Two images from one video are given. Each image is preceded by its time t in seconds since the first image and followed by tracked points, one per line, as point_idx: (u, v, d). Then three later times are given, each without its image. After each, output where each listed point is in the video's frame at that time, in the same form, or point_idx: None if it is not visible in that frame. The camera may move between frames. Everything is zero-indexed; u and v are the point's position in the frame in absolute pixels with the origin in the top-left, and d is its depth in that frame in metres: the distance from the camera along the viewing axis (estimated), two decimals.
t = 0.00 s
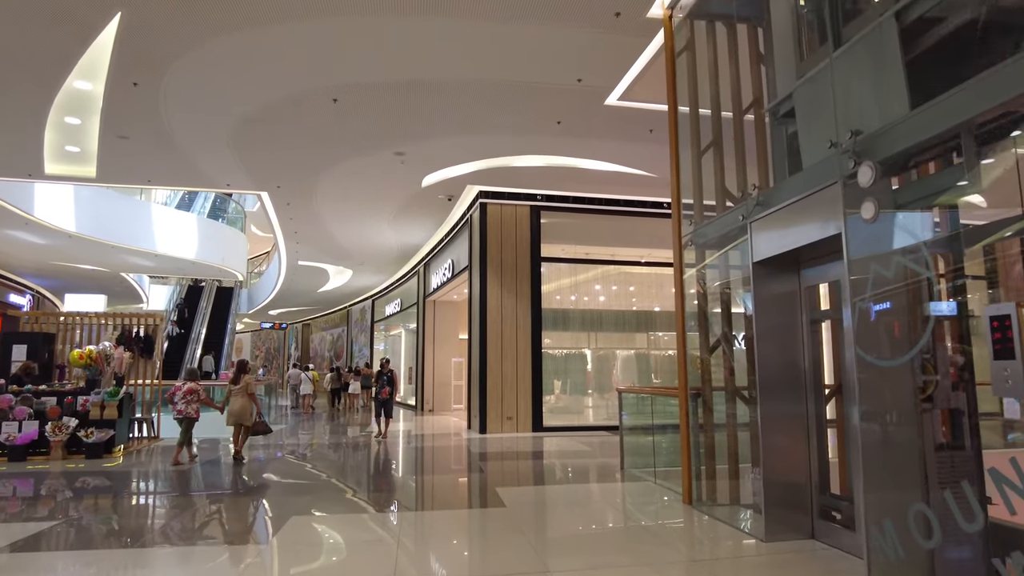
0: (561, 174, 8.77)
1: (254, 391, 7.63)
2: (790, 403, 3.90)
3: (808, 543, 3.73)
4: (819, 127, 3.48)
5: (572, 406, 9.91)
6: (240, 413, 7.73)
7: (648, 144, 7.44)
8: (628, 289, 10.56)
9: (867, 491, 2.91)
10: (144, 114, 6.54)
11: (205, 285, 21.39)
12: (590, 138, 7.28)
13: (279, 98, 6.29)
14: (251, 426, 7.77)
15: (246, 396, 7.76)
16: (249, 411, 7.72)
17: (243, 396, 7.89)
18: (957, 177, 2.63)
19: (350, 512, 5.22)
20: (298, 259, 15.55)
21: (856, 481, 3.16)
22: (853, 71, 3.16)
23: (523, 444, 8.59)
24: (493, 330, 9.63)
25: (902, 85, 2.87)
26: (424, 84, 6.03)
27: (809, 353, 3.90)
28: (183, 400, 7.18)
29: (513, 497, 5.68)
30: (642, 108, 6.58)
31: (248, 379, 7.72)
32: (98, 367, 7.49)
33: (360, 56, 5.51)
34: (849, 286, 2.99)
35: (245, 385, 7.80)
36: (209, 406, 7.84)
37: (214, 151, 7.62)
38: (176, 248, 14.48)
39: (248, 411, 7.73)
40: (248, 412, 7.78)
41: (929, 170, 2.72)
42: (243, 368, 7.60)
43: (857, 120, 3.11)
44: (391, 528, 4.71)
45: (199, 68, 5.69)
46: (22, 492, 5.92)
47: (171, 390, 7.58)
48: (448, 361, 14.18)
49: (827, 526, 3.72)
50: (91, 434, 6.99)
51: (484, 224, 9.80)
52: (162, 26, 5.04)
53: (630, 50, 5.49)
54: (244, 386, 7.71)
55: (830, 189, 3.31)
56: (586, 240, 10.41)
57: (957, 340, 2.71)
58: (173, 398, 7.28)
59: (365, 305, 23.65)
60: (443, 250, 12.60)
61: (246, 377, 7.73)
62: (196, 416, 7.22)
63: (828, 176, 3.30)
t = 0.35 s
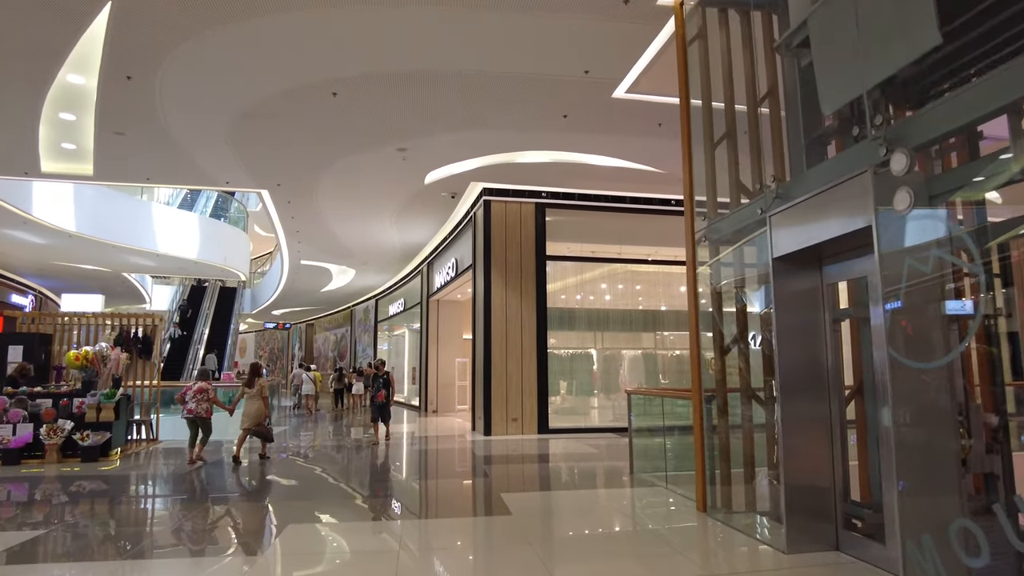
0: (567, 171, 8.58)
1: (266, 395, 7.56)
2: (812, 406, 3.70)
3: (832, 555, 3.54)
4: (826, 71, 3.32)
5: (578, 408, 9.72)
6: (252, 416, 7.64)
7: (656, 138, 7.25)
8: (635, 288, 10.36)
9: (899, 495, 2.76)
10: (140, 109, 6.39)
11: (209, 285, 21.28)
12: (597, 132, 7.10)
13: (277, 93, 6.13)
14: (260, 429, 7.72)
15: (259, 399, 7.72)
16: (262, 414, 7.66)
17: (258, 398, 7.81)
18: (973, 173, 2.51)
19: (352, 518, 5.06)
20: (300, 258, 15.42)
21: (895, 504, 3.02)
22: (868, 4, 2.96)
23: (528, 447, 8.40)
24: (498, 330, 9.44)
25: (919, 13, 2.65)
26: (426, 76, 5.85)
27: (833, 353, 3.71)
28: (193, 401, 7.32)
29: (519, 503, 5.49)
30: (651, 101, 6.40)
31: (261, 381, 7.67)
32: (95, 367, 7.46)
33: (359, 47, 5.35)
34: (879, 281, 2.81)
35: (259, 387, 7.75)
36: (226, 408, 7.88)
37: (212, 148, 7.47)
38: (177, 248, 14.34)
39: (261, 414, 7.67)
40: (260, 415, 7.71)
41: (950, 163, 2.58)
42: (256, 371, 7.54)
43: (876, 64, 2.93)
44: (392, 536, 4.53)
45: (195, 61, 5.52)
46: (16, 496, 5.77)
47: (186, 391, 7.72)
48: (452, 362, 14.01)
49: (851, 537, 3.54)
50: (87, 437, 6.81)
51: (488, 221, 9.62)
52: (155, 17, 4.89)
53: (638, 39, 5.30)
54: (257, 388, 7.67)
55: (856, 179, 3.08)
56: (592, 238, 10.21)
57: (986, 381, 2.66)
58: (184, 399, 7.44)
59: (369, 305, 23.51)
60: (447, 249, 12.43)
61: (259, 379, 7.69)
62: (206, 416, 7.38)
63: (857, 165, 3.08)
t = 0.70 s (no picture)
0: (580, 166, 8.40)
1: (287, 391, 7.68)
2: (847, 407, 3.50)
3: (871, 567, 3.33)
4: None
5: (589, 408, 9.52)
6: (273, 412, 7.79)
7: (671, 131, 7.06)
8: (647, 287, 10.16)
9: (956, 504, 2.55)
10: (144, 102, 6.26)
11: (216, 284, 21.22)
12: (611, 125, 6.92)
13: (284, 85, 5.99)
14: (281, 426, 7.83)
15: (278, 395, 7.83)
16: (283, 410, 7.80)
17: (276, 394, 7.98)
18: (998, 167, 2.40)
19: (360, 521, 4.89)
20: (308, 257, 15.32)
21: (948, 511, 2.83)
22: None
23: (540, 448, 8.22)
24: (508, 329, 9.27)
25: None
26: (437, 67, 5.69)
27: (869, 353, 3.51)
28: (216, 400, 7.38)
29: (533, 507, 5.30)
30: (667, 92, 6.21)
31: (280, 378, 7.79)
32: (99, 366, 7.29)
33: (368, 36, 5.18)
34: (930, 275, 2.60)
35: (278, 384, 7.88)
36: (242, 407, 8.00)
37: (218, 143, 7.34)
38: (184, 246, 14.25)
39: (282, 410, 7.80)
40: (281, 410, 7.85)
41: (985, 153, 2.45)
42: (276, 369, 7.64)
43: None
44: (402, 541, 4.35)
45: (199, 52, 5.38)
46: (19, 497, 5.65)
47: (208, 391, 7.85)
48: (461, 362, 13.85)
49: (891, 548, 3.33)
50: (91, 437, 6.70)
51: (498, 218, 9.45)
52: (158, 5, 4.74)
53: (656, 27, 5.12)
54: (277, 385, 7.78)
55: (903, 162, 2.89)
56: (604, 235, 10.02)
57: None
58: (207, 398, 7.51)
59: (377, 305, 23.41)
60: (456, 247, 12.27)
61: (278, 376, 7.79)
62: (230, 415, 7.47)
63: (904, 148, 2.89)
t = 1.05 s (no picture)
0: (590, 163, 8.22)
1: (301, 392, 7.71)
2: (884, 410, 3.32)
3: None
4: None
5: (599, 410, 9.34)
6: (287, 413, 7.81)
7: (685, 125, 6.87)
8: (656, 287, 9.97)
9: (1014, 513, 2.38)
10: (146, 96, 6.12)
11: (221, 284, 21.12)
12: (624, 119, 6.73)
13: (288, 78, 5.84)
14: (296, 428, 7.85)
15: (292, 395, 7.87)
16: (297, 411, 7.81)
17: (290, 396, 7.95)
18: None
19: (366, 527, 4.73)
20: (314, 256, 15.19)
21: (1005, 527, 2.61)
22: None
23: (549, 451, 8.04)
24: (516, 329, 9.09)
25: None
26: (446, 58, 5.52)
27: (908, 354, 3.31)
28: (233, 399, 7.47)
29: (544, 513, 5.12)
30: (683, 85, 6.03)
31: (294, 380, 7.81)
32: (101, 366, 7.16)
33: (374, 25, 5.02)
34: (988, 266, 2.36)
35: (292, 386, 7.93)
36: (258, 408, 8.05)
37: (222, 138, 7.20)
38: (189, 245, 14.13)
39: (295, 412, 7.81)
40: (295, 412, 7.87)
41: None
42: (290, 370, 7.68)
43: None
44: (408, 548, 4.17)
45: (201, 44, 5.23)
46: (17, 500, 5.51)
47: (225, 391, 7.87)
48: (468, 362, 13.68)
49: (933, 560, 3.14)
50: (92, 439, 6.55)
51: (507, 216, 9.28)
52: None
53: (674, 16, 4.94)
54: (291, 386, 7.81)
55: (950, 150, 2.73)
56: (614, 233, 9.83)
57: None
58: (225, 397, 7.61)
59: (382, 305, 23.26)
60: (463, 246, 12.10)
61: (292, 377, 7.82)
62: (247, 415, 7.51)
63: (947, 137, 2.73)
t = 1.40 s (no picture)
0: (599, 156, 8.03)
1: (313, 390, 7.66)
2: (922, 409, 3.12)
3: None
4: None
5: (607, 410, 9.15)
6: (300, 411, 7.75)
7: (697, 116, 6.68)
8: (665, 284, 9.76)
9: None
10: (143, 87, 5.96)
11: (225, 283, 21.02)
12: (634, 110, 6.54)
13: (288, 67, 5.67)
14: (309, 425, 7.81)
15: (305, 393, 7.82)
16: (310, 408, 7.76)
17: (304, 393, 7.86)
18: None
19: (369, 529, 4.55)
20: (317, 254, 15.03)
21: None
22: None
23: (557, 451, 7.86)
24: (523, 327, 8.91)
25: None
26: (450, 45, 5.34)
27: (948, 349, 3.11)
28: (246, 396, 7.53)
29: (554, 516, 4.92)
30: (695, 74, 5.83)
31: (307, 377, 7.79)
32: (98, 365, 6.97)
33: (376, 10, 4.84)
34: None
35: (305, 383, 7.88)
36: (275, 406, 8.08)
37: (222, 132, 7.04)
38: (191, 243, 13.99)
39: (309, 409, 7.76)
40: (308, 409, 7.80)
41: None
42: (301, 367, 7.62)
43: None
44: (412, 552, 3.99)
45: (198, 31, 5.07)
46: (12, 502, 5.36)
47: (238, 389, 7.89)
48: (473, 361, 13.50)
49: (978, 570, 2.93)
50: (88, 439, 6.42)
51: (513, 211, 9.09)
52: None
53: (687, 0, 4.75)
54: (303, 383, 7.76)
55: (996, 127, 2.53)
56: (623, 229, 9.62)
57: None
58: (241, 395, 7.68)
59: (386, 303, 23.14)
60: (468, 243, 11.93)
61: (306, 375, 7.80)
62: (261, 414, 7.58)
63: (996, 108, 2.52)
